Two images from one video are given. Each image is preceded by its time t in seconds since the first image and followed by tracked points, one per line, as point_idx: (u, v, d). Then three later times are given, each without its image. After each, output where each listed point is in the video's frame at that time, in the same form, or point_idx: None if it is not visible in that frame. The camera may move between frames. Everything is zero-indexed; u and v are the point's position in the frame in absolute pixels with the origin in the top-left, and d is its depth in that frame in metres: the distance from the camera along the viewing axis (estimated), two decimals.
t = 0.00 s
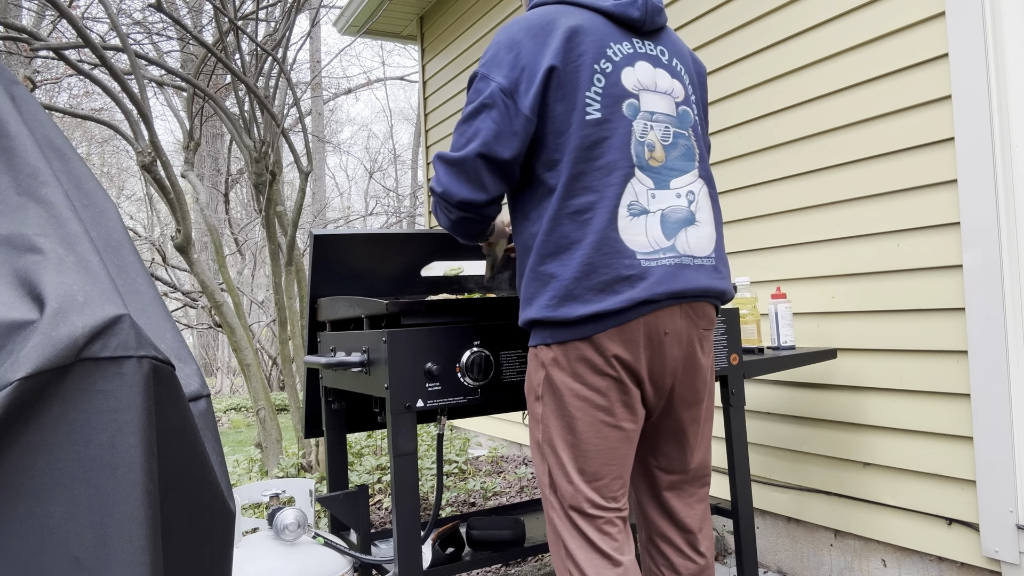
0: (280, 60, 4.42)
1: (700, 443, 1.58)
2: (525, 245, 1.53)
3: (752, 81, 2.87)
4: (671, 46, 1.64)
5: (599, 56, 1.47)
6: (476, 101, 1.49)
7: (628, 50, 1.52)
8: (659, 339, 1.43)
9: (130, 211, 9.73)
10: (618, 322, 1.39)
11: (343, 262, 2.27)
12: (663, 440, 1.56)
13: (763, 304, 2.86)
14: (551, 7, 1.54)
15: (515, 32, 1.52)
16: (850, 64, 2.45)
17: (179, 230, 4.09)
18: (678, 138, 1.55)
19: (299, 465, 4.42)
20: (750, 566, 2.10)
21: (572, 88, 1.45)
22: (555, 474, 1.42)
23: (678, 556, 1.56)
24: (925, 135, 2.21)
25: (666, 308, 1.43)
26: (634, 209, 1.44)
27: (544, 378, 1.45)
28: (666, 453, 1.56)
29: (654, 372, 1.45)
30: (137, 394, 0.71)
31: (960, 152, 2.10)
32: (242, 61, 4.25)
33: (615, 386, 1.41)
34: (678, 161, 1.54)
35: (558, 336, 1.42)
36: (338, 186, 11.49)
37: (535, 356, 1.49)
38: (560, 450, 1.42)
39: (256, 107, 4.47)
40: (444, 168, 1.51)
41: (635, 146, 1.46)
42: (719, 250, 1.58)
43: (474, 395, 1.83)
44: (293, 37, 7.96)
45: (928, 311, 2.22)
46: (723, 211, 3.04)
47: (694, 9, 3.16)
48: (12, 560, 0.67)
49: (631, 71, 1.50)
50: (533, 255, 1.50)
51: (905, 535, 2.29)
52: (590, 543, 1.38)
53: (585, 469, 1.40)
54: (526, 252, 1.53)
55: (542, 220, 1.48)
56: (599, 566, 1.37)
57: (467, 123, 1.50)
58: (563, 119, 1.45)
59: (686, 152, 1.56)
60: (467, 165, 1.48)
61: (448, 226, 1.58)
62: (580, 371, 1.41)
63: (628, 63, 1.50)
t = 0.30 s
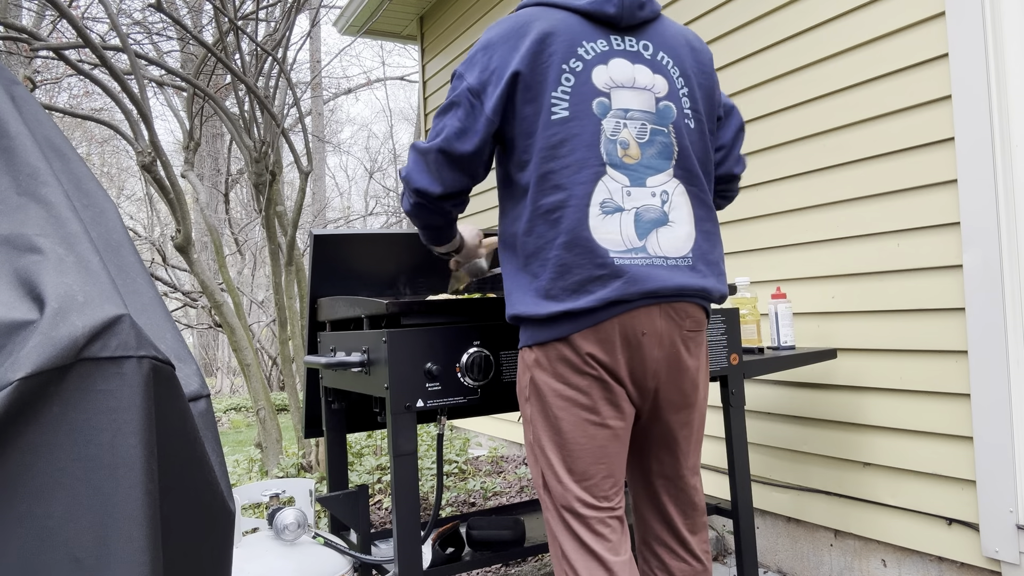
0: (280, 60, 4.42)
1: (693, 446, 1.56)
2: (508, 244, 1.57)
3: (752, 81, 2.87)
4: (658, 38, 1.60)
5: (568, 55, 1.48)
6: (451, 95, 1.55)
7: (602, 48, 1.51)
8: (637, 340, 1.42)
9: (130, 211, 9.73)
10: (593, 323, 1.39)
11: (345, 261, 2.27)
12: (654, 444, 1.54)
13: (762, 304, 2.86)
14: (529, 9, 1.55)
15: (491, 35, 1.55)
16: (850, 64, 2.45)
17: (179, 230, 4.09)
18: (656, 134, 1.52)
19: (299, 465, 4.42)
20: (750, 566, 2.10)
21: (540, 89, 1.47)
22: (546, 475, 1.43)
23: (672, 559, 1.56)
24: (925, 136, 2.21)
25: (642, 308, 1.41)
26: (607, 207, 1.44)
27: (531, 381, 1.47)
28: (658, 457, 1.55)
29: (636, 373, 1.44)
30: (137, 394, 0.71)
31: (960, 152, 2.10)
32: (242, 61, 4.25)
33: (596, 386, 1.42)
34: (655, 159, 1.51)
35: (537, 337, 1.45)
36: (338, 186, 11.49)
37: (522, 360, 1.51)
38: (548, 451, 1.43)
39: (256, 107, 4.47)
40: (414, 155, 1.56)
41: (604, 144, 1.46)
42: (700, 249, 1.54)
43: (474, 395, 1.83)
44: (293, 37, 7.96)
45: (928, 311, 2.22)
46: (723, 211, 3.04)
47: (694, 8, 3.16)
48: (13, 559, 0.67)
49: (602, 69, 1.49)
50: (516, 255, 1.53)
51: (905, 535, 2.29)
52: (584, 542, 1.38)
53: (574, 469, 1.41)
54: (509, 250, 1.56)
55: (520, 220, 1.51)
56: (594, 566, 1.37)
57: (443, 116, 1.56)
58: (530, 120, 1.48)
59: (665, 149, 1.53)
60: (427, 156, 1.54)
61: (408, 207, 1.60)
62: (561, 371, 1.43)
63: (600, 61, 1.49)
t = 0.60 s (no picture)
0: (280, 60, 4.42)
1: (691, 445, 1.55)
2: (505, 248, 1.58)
3: (752, 81, 2.87)
4: (650, 39, 1.59)
5: (558, 61, 1.48)
6: (445, 105, 1.55)
7: (593, 52, 1.50)
8: (629, 339, 1.42)
9: (130, 212, 9.73)
10: (585, 323, 1.40)
11: (343, 265, 2.27)
12: (650, 444, 1.54)
13: (762, 304, 2.86)
14: (520, 17, 1.55)
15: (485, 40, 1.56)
16: (849, 64, 2.45)
17: (179, 230, 4.09)
18: (649, 135, 1.51)
19: (299, 465, 4.42)
20: (750, 567, 2.10)
21: (532, 96, 1.48)
22: (544, 473, 1.44)
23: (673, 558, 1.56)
24: (925, 136, 2.21)
25: (633, 307, 1.41)
26: (597, 209, 1.44)
27: (528, 382, 1.48)
28: (655, 456, 1.55)
29: (629, 372, 1.44)
30: (137, 394, 0.71)
31: (960, 152, 2.10)
32: (242, 61, 4.25)
33: (591, 384, 1.42)
34: (647, 160, 1.50)
35: (533, 338, 1.46)
36: (338, 186, 11.48)
37: (519, 361, 1.52)
38: (546, 450, 1.43)
39: (256, 107, 4.47)
40: (414, 168, 1.56)
41: (595, 147, 1.46)
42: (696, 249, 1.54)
43: (474, 395, 1.83)
44: (293, 37, 7.96)
45: (928, 311, 2.22)
46: (723, 211, 3.04)
47: (694, 8, 3.16)
48: (13, 559, 0.67)
49: (593, 73, 1.49)
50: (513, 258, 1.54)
51: (905, 535, 2.29)
52: (584, 541, 1.38)
53: (571, 467, 1.41)
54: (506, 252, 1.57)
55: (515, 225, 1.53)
56: (594, 564, 1.37)
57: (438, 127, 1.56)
58: (523, 126, 1.49)
59: (659, 149, 1.52)
60: (437, 170, 1.54)
61: (407, 218, 1.61)
62: (556, 371, 1.44)
63: (591, 65, 1.49)
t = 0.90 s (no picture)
0: (280, 60, 4.42)
1: (703, 442, 1.56)
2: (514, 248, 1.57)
3: (752, 81, 2.86)
4: (638, 40, 1.62)
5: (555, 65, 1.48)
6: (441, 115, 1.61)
7: (588, 54, 1.51)
8: (645, 335, 1.42)
9: (130, 211, 9.73)
10: (601, 318, 1.39)
11: (342, 261, 2.27)
12: (662, 441, 1.55)
13: (762, 304, 2.86)
14: (512, 30, 1.56)
15: (475, 61, 1.56)
16: (849, 64, 2.45)
17: (179, 230, 4.09)
18: (652, 127, 1.53)
19: (299, 465, 4.42)
20: (750, 567, 2.10)
21: (530, 104, 1.48)
22: (548, 474, 1.44)
23: (677, 559, 1.56)
24: (925, 136, 2.21)
25: (651, 300, 1.41)
26: (607, 202, 1.44)
27: (535, 381, 1.47)
28: (666, 453, 1.55)
29: (644, 368, 1.44)
30: (137, 393, 0.71)
31: (960, 152, 2.10)
32: (242, 61, 4.25)
33: (604, 384, 1.41)
34: (654, 150, 1.52)
35: (546, 336, 1.45)
36: (338, 186, 11.49)
37: (527, 359, 1.51)
38: (552, 451, 1.43)
39: (256, 107, 4.47)
40: (410, 171, 1.62)
41: (602, 141, 1.45)
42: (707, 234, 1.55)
43: (474, 395, 1.83)
44: (293, 37, 7.95)
45: (929, 311, 2.22)
46: (723, 211, 3.03)
47: (694, 8, 3.16)
48: (12, 559, 0.67)
49: (592, 71, 1.49)
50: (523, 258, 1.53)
51: (905, 535, 2.29)
52: (585, 542, 1.39)
53: (577, 469, 1.41)
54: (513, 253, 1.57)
55: (522, 226, 1.52)
56: (595, 565, 1.37)
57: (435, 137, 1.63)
58: (524, 131, 1.49)
59: (663, 140, 1.54)
60: (431, 174, 1.59)
61: (405, 219, 1.65)
62: (567, 371, 1.43)
63: (589, 65, 1.50)
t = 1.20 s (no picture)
0: (280, 60, 4.42)
1: (692, 441, 1.56)
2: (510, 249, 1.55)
3: (752, 81, 2.86)
4: (645, 47, 1.63)
5: (566, 62, 1.48)
6: (451, 114, 1.56)
7: (597, 56, 1.51)
8: (640, 337, 1.42)
9: (130, 212, 9.73)
10: (599, 321, 1.39)
11: (344, 261, 2.27)
12: (652, 440, 1.54)
13: (762, 304, 2.86)
14: (525, 22, 1.55)
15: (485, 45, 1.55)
16: (850, 64, 2.45)
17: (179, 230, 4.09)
18: (652, 137, 1.54)
19: (299, 464, 4.42)
20: (750, 566, 2.10)
21: (540, 96, 1.47)
22: (540, 474, 1.43)
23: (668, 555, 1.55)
24: (925, 136, 2.21)
25: (647, 305, 1.42)
26: (607, 207, 1.44)
27: (529, 381, 1.47)
28: (656, 452, 1.55)
29: (637, 370, 1.45)
30: (137, 394, 0.71)
31: (960, 152, 2.10)
32: (242, 61, 4.25)
33: (598, 385, 1.42)
34: (651, 160, 1.53)
35: (542, 338, 1.44)
36: (338, 186, 11.49)
37: (521, 358, 1.51)
38: (544, 451, 1.42)
39: (256, 107, 4.47)
40: (432, 181, 1.58)
41: (606, 146, 1.46)
42: (700, 247, 1.57)
43: (474, 395, 1.83)
44: (293, 37, 7.95)
45: (929, 311, 2.22)
46: (723, 211, 3.04)
47: (694, 9, 3.16)
48: (12, 560, 0.67)
49: (600, 75, 1.50)
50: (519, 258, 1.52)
51: (905, 535, 2.29)
52: (576, 542, 1.39)
53: (569, 470, 1.41)
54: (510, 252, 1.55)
55: (521, 226, 1.51)
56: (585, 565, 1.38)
57: (446, 140, 1.57)
58: (530, 126, 1.48)
59: (662, 150, 1.55)
60: (456, 180, 1.56)
61: (434, 236, 1.64)
62: (562, 371, 1.42)
63: (597, 67, 1.50)
